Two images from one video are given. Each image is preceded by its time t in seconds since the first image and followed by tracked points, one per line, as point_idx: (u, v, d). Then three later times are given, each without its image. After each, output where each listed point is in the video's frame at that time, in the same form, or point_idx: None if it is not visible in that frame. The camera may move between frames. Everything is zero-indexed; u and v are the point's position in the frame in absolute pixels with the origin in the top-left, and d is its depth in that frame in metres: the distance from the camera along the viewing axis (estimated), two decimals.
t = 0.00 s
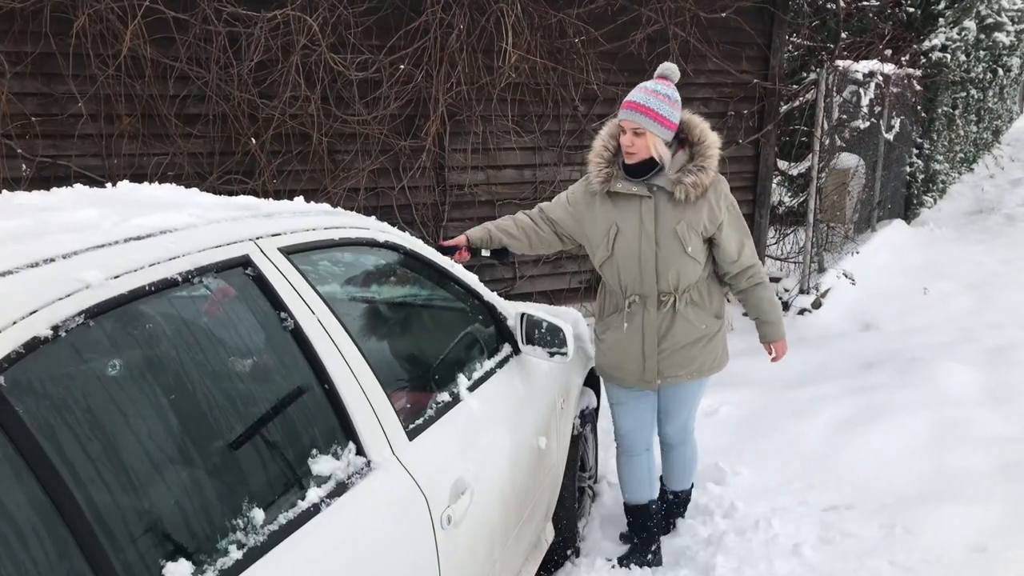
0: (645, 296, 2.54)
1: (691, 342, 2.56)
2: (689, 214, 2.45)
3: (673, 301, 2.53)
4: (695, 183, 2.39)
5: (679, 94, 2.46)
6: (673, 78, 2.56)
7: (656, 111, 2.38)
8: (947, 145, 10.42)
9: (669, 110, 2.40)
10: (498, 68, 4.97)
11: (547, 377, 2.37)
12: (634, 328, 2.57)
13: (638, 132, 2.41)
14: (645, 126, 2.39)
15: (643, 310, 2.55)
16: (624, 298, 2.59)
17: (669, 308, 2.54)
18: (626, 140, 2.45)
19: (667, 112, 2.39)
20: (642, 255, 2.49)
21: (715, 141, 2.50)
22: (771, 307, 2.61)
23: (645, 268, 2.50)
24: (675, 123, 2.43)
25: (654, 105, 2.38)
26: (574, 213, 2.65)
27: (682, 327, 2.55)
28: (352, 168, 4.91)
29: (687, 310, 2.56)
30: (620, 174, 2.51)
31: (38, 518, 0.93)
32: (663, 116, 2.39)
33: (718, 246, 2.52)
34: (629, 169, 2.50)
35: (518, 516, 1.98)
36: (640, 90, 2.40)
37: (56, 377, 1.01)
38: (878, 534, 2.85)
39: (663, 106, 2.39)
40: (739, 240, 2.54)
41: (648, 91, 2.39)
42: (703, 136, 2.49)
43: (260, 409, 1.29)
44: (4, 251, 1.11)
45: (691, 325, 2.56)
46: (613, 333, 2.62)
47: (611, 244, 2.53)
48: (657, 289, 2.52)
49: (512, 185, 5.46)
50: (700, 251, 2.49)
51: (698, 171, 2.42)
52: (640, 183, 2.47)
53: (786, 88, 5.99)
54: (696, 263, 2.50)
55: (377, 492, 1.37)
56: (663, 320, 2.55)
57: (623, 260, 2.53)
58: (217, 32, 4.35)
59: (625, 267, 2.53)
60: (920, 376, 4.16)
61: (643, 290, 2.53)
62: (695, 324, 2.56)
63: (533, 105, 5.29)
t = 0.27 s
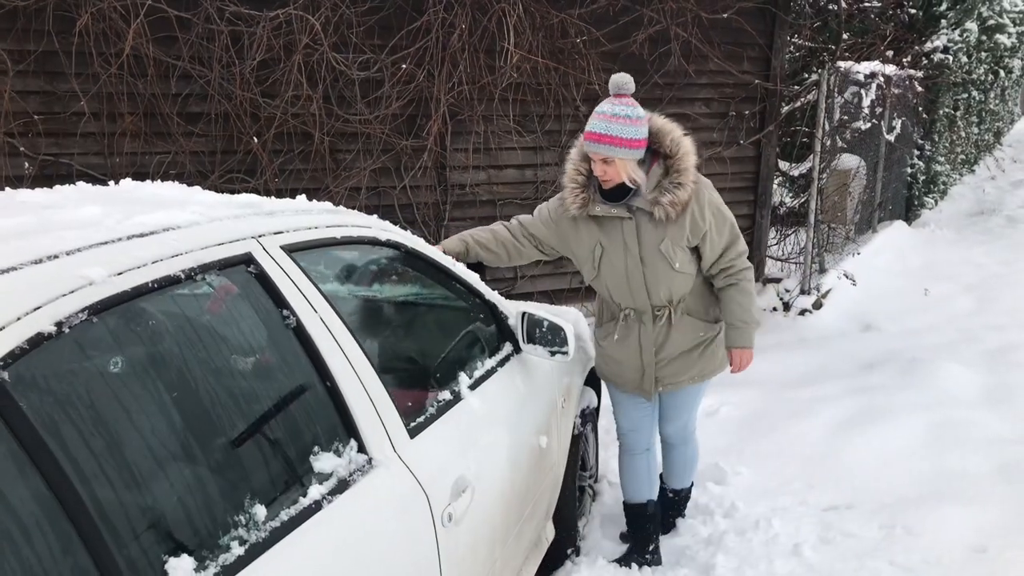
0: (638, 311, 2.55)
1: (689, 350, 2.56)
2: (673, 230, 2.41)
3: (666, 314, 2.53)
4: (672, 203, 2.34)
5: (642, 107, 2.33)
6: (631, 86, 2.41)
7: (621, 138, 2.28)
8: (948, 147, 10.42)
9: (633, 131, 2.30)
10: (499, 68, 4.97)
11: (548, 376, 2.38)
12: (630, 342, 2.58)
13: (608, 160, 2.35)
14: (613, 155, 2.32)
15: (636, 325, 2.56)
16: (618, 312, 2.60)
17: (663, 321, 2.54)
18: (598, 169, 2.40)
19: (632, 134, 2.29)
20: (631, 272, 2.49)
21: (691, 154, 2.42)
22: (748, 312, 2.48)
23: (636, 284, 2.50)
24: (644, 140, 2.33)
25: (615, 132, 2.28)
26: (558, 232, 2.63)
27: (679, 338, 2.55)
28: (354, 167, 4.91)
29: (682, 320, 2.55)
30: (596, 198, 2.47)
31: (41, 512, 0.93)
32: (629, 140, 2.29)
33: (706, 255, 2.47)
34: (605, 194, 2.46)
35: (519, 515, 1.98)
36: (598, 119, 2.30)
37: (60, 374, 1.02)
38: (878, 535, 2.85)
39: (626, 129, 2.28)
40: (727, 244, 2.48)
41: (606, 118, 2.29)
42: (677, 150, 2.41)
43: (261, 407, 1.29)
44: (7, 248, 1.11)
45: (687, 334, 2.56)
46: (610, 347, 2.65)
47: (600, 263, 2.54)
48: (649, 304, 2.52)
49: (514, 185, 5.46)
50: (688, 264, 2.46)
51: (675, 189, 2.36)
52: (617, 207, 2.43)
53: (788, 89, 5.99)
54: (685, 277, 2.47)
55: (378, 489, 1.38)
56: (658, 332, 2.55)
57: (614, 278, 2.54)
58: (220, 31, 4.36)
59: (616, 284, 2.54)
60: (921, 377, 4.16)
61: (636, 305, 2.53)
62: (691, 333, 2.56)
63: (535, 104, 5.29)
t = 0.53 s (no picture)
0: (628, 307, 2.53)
1: (676, 352, 2.54)
2: (668, 224, 2.39)
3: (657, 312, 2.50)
4: (671, 195, 2.34)
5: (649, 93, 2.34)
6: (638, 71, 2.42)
7: (629, 122, 2.29)
8: (952, 146, 10.40)
9: (641, 116, 2.30)
10: (503, 67, 4.97)
11: (552, 374, 2.38)
12: (620, 337, 2.57)
13: (616, 146, 2.35)
14: (621, 140, 2.31)
15: (627, 320, 2.55)
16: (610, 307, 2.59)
17: (653, 319, 2.51)
18: (606, 155, 2.40)
19: (640, 119, 2.30)
20: (623, 265, 2.47)
21: (696, 147, 2.42)
22: (729, 323, 2.42)
23: (627, 278, 2.48)
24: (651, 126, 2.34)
25: (624, 117, 2.28)
26: (563, 221, 2.68)
27: (668, 337, 2.53)
28: (357, 166, 4.92)
29: (672, 320, 2.53)
30: (599, 185, 2.48)
31: (49, 506, 0.94)
32: (637, 124, 2.29)
33: (700, 255, 2.44)
34: (610, 181, 2.46)
35: (523, 512, 1.98)
36: (606, 104, 2.30)
37: (67, 370, 1.02)
38: (880, 534, 2.85)
39: (634, 114, 2.29)
40: (723, 246, 2.44)
41: (615, 103, 2.29)
42: (681, 141, 2.41)
43: (266, 403, 1.30)
44: (13, 245, 1.12)
45: (676, 334, 2.53)
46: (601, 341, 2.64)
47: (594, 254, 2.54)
48: (640, 300, 2.50)
49: (517, 184, 5.46)
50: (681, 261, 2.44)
51: (675, 181, 2.35)
52: (619, 194, 2.43)
53: (792, 88, 5.98)
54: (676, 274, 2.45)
55: (383, 486, 1.38)
56: (647, 330, 2.53)
57: (606, 270, 2.53)
58: (224, 29, 4.37)
59: (609, 277, 2.53)
60: (925, 376, 4.16)
61: (626, 300, 2.52)
62: (681, 334, 2.54)
63: (538, 103, 5.29)
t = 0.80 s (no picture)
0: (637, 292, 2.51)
1: (684, 343, 2.52)
2: (681, 203, 2.39)
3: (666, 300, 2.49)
4: (684, 164, 2.35)
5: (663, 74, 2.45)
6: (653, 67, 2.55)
7: (645, 87, 2.35)
8: (958, 144, 10.36)
9: (656, 86, 2.37)
10: (507, 65, 4.97)
11: (557, 371, 2.38)
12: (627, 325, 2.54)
13: (630, 113, 2.38)
14: (636, 105, 2.36)
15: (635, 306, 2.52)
16: (617, 294, 2.56)
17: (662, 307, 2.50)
18: (620, 126, 2.42)
19: (654, 87, 2.37)
20: (633, 248, 2.45)
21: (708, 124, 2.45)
22: (747, 314, 2.43)
23: (637, 262, 2.46)
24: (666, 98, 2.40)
25: (640, 83, 2.35)
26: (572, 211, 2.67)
27: (676, 326, 2.51)
28: (362, 164, 4.93)
29: (680, 309, 2.51)
30: (611, 161, 2.50)
31: (58, 501, 0.94)
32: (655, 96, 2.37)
33: (713, 241, 2.43)
34: (623, 155, 2.48)
35: (527, 509, 1.99)
36: (623, 75, 2.39)
37: (76, 365, 1.03)
38: (885, 532, 2.85)
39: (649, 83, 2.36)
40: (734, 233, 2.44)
41: (631, 75, 2.38)
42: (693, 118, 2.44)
43: (273, 400, 1.30)
44: (23, 241, 1.13)
45: (684, 324, 2.52)
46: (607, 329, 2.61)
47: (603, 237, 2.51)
48: (649, 285, 2.49)
49: (521, 182, 5.46)
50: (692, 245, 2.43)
51: (688, 152, 2.37)
52: (631, 168, 2.43)
53: (797, 86, 5.97)
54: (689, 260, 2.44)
55: (389, 483, 1.38)
56: (655, 317, 2.51)
57: (615, 254, 2.51)
58: (229, 27, 4.38)
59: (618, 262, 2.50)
60: (930, 375, 4.15)
61: (635, 286, 2.50)
62: (689, 323, 2.52)
63: (543, 101, 5.29)
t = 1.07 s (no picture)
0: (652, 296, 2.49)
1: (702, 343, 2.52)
2: (694, 204, 2.39)
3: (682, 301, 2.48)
4: (695, 167, 2.34)
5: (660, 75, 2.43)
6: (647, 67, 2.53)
7: (644, 94, 2.35)
8: (961, 144, 10.35)
9: (653, 90, 2.37)
10: (510, 65, 4.98)
11: (559, 370, 2.39)
12: (644, 328, 2.53)
13: (633, 120, 2.38)
14: (637, 113, 2.36)
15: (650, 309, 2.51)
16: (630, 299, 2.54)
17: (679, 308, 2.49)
18: (623, 134, 2.42)
19: (652, 92, 2.36)
20: (649, 252, 2.43)
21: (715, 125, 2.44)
22: (765, 310, 2.44)
23: (652, 266, 2.44)
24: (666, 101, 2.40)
25: (637, 90, 2.35)
26: (579, 217, 2.65)
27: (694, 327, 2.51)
28: (365, 163, 4.93)
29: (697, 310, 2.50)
30: (619, 166, 2.48)
31: (66, 496, 0.95)
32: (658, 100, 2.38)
33: (726, 242, 2.44)
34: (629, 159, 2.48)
35: (530, 507, 1.99)
36: (619, 83, 2.38)
37: (82, 361, 1.03)
38: (887, 532, 2.85)
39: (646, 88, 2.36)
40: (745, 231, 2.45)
41: (627, 81, 2.38)
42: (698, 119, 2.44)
43: (277, 397, 1.31)
44: (30, 239, 1.13)
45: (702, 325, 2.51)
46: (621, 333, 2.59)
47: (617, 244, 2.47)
48: (664, 288, 2.46)
49: (524, 182, 5.47)
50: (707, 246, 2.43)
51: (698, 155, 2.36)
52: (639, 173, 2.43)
53: (800, 85, 5.97)
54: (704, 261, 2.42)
55: (393, 480, 1.39)
56: (672, 320, 2.50)
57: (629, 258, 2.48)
58: (233, 27, 4.39)
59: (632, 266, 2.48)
60: (933, 375, 4.15)
61: (649, 290, 2.48)
62: (706, 324, 2.52)
63: (546, 101, 5.30)
